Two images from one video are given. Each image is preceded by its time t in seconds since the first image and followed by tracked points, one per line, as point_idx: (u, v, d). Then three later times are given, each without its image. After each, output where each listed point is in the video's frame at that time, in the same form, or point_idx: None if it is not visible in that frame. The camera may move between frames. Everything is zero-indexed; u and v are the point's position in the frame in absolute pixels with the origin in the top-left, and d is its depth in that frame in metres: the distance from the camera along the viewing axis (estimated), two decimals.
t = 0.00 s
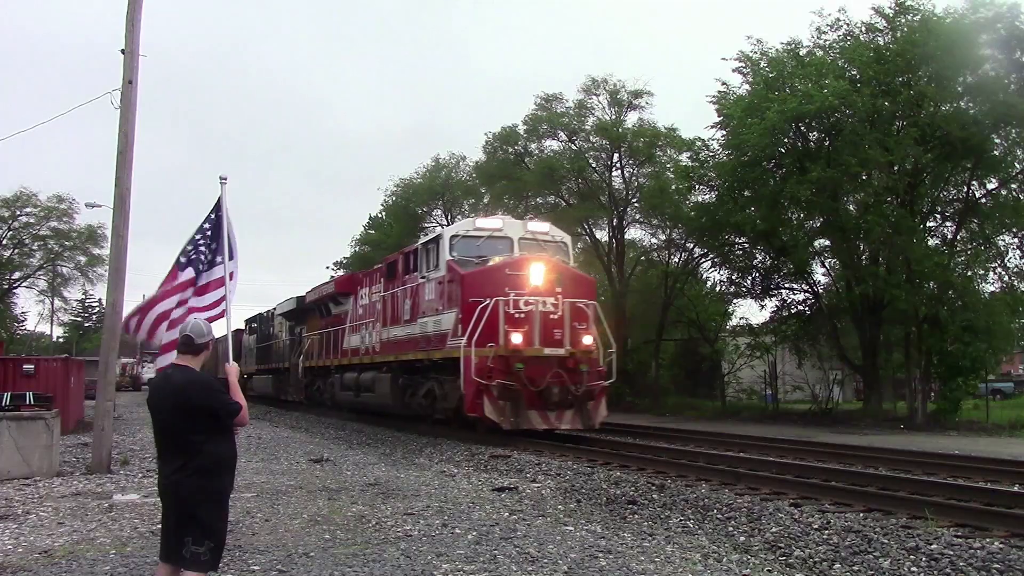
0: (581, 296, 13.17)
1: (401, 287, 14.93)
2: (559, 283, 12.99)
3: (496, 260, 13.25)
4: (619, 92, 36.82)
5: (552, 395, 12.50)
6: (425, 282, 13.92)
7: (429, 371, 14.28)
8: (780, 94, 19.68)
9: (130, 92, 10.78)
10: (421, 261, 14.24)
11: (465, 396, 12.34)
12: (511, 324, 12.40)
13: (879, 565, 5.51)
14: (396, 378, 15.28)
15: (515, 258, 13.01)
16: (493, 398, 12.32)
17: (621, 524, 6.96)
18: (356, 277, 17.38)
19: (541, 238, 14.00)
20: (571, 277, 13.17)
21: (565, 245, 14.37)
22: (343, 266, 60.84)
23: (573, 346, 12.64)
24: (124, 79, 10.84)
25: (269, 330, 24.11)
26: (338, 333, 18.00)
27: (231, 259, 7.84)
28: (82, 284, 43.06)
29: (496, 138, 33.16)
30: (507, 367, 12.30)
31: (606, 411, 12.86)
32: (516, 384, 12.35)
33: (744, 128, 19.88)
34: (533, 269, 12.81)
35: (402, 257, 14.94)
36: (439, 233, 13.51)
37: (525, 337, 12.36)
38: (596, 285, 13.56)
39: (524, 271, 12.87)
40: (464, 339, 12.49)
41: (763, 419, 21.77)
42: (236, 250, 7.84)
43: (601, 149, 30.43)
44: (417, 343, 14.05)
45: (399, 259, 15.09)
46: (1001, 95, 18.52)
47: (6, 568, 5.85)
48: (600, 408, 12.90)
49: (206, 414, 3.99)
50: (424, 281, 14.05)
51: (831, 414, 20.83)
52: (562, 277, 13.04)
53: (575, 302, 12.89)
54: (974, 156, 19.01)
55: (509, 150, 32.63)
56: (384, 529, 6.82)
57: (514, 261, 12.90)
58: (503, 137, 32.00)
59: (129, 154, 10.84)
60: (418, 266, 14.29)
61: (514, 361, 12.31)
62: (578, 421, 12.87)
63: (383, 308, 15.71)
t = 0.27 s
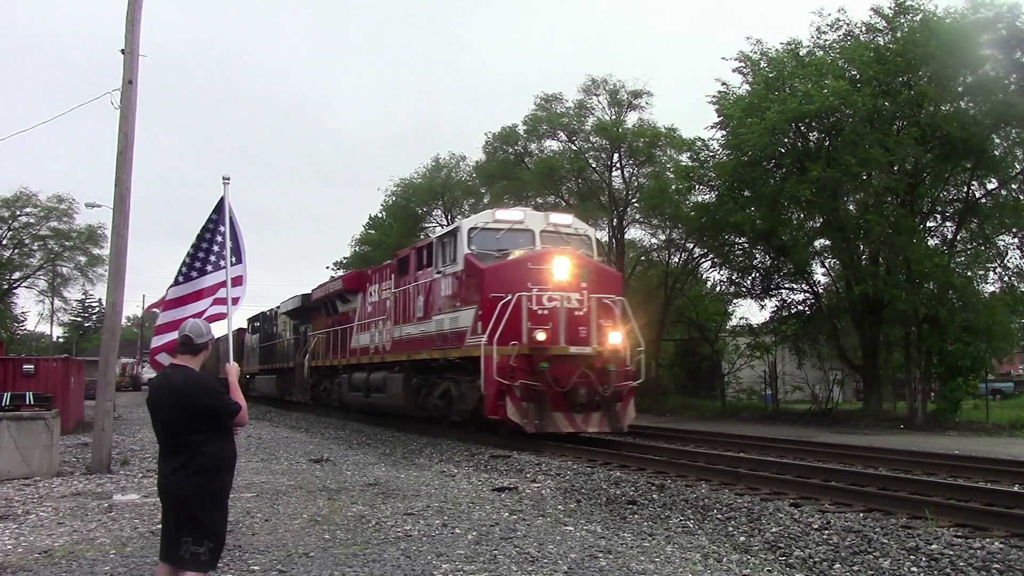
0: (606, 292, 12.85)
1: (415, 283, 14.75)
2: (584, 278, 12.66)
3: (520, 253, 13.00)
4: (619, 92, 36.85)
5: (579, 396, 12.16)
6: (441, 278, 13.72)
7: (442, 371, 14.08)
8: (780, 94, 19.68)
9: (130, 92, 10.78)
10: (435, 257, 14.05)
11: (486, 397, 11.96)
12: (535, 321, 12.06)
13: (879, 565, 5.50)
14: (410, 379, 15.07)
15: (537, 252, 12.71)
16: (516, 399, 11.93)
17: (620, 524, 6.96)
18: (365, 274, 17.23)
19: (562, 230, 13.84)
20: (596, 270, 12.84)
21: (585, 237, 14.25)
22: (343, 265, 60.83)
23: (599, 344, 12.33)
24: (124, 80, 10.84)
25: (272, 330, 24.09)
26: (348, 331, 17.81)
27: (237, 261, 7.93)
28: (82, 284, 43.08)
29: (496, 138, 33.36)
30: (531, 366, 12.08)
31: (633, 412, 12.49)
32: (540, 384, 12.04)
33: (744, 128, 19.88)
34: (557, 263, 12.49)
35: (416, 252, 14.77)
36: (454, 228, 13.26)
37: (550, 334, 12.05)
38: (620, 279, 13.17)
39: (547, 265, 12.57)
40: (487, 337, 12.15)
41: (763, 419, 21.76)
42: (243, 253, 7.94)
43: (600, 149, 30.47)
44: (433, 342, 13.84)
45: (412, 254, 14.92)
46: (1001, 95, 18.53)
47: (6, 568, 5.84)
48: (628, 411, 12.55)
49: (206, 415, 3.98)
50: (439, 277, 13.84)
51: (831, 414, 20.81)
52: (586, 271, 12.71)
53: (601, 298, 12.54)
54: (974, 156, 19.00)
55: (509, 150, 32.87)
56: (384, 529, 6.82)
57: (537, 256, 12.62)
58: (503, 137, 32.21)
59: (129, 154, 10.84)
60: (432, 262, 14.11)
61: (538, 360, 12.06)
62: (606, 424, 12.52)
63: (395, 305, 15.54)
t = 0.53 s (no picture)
0: (633, 287, 12.33)
1: (428, 278, 14.34)
2: (610, 272, 12.15)
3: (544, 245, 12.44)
4: (619, 92, 36.88)
5: (609, 398, 11.45)
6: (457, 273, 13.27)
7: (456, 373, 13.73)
8: (780, 94, 19.69)
9: (130, 92, 10.78)
10: (451, 250, 13.63)
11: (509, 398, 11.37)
12: (562, 317, 11.47)
13: (879, 565, 5.50)
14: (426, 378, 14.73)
15: (562, 244, 12.16)
16: (542, 401, 11.28)
17: (620, 524, 6.96)
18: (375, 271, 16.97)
19: (587, 222, 13.25)
20: (623, 264, 12.30)
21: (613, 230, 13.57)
22: (343, 265, 60.86)
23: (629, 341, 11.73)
24: (124, 79, 10.83)
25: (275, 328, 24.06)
26: (358, 328, 17.45)
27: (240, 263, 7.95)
28: (82, 284, 43.16)
29: (495, 138, 33.76)
30: (558, 366, 11.34)
31: (666, 415, 11.83)
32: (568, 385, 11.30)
33: (744, 128, 19.88)
34: (582, 257, 11.98)
35: (429, 247, 14.36)
36: (471, 220, 12.77)
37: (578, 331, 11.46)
38: (648, 272, 12.68)
39: (572, 257, 12.02)
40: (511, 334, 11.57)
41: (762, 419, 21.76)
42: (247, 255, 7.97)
43: (600, 149, 30.48)
44: (450, 339, 13.40)
45: (426, 248, 14.52)
46: (1001, 95, 18.56)
47: (6, 568, 5.84)
48: (660, 413, 11.88)
49: (206, 414, 3.99)
50: (455, 271, 13.40)
51: (831, 414, 20.81)
52: (612, 264, 12.19)
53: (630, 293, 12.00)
54: (974, 155, 19.02)
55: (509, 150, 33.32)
56: (384, 529, 6.81)
57: (561, 248, 12.05)
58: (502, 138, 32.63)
59: (129, 154, 10.84)
60: (447, 255, 13.69)
61: (565, 360, 11.31)
62: (636, 427, 11.84)
63: (408, 301, 15.16)
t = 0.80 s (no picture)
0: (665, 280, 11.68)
1: (442, 274, 13.94)
2: (641, 265, 11.51)
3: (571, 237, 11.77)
4: (619, 92, 36.91)
5: (642, 399, 10.90)
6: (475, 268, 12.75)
7: (474, 374, 13.22)
8: (780, 94, 19.67)
9: (130, 92, 10.78)
10: (466, 243, 13.17)
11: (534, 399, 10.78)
12: (592, 314, 10.91)
13: (879, 565, 5.50)
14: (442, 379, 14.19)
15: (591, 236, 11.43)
16: (570, 402, 10.70)
17: (620, 524, 6.95)
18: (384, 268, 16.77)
19: (615, 213, 12.59)
20: (655, 256, 11.65)
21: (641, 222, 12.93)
22: (343, 264, 60.84)
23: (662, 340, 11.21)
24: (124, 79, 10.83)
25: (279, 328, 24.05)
26: (369, 327, 17.09)
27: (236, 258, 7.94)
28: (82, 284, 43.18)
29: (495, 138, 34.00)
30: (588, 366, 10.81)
31: (701, 417, 11.27)
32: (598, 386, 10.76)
33: (744, 128, 19.87)
34: (613, 249, 11.31)
35: (443, 242, 13.97)
36: (489, 212, 12.24)
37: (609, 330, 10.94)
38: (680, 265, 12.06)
39: (601, 249, 11.34)
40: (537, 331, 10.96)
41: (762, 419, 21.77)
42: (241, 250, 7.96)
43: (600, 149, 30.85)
44: (468, 337, 12.87)
45: (439, 241, 14.12)
46: (1001, 95, 18.59)
47: (6, 568, 5.85)
48: (695, 416, 11.33)
49: (206, 415, 3.99)
50: (473, 265, 12.89)
51: (830, 414, 20.80)
52: (643, 257, 11.53)
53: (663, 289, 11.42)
54: (974, 156, 19.03)
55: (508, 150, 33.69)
56: (384, 530, 6.81)
57: (590, 240, 11.36)
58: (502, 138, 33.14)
59: (129, 154, 10.84)
60: (462, 249, 13.24)
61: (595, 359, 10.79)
62: (671, 430, 11.25)
63: (421, 297, 14.75)
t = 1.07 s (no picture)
0: (700, 275, 11.21)
1: (458, 270, 13.59)
2: (675, 258, 11.03)
3: (600, 228, 11.36)
4: (619, 92, 36.97)
5: (680, 400, 10.39)
6: (496, 262, 12.31)
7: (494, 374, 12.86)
8: (780, 94, 19.63)
9: (130, 92, 10.78)
10: (485, 237, 12.78)
11: (564, 401, 10.28)
12: (626, 309, 10.39)
13: (879, 565, 5.50)
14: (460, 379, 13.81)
15: (622, 228, 11.03)
16: (603, 403, 10.18)
17: (621, 524, 6.95)
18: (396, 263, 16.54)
19: (644, 203, 12.20)
20: (689, 250, 11.18)
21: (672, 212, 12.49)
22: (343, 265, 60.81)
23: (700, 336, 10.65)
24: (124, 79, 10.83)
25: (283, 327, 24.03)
26: (379, 325, 16.85)
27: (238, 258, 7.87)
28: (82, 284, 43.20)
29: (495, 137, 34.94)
30: (621, 364, 10.31)
31: (741, 420, 10.74)
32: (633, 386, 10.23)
33: (744, 128, 19.85)
34: (646, 242, 10.84)
35: (459, 235, 13.64)
36: (512, 203, 11.82)
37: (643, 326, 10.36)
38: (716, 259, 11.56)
39: (633, 241, 10.94)
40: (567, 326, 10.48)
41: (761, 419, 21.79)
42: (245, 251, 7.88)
43: (599, 149, 32.69)
44: (489, 335, 12.43)
45: (455, 235, 13.77)
46: (1001, 95, 18.64)
47: (6, 568, 5.84)
48: (734, 419, 10.81)
49: (206, 415, 3.99)
50: (493, 260, 12.47)
51: (830, 414, 20.80)
52: (678, 250, 11.04)
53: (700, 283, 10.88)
54: (974, 156, 19.06)
55: (508, 150, 34.86)
56: (384, 530, 6.81)
57: (622, 232, 10.96)
58: (501, 138, 34.52)
59: (129, 153, 10.84)
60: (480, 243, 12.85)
61: (629, 358, 10.28)
62: (709, 433, 10.74)
63: (435, 294, 14.42)
